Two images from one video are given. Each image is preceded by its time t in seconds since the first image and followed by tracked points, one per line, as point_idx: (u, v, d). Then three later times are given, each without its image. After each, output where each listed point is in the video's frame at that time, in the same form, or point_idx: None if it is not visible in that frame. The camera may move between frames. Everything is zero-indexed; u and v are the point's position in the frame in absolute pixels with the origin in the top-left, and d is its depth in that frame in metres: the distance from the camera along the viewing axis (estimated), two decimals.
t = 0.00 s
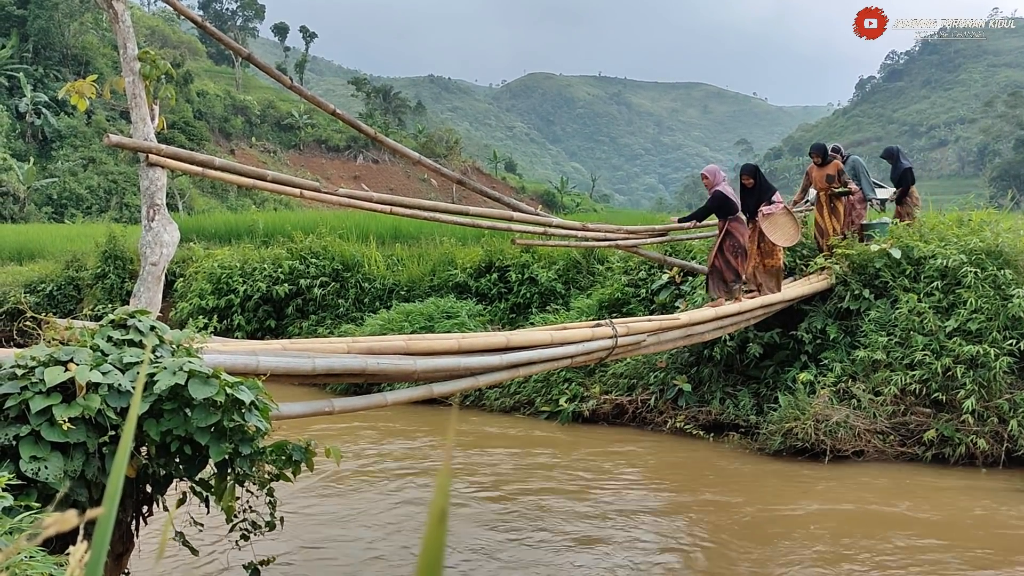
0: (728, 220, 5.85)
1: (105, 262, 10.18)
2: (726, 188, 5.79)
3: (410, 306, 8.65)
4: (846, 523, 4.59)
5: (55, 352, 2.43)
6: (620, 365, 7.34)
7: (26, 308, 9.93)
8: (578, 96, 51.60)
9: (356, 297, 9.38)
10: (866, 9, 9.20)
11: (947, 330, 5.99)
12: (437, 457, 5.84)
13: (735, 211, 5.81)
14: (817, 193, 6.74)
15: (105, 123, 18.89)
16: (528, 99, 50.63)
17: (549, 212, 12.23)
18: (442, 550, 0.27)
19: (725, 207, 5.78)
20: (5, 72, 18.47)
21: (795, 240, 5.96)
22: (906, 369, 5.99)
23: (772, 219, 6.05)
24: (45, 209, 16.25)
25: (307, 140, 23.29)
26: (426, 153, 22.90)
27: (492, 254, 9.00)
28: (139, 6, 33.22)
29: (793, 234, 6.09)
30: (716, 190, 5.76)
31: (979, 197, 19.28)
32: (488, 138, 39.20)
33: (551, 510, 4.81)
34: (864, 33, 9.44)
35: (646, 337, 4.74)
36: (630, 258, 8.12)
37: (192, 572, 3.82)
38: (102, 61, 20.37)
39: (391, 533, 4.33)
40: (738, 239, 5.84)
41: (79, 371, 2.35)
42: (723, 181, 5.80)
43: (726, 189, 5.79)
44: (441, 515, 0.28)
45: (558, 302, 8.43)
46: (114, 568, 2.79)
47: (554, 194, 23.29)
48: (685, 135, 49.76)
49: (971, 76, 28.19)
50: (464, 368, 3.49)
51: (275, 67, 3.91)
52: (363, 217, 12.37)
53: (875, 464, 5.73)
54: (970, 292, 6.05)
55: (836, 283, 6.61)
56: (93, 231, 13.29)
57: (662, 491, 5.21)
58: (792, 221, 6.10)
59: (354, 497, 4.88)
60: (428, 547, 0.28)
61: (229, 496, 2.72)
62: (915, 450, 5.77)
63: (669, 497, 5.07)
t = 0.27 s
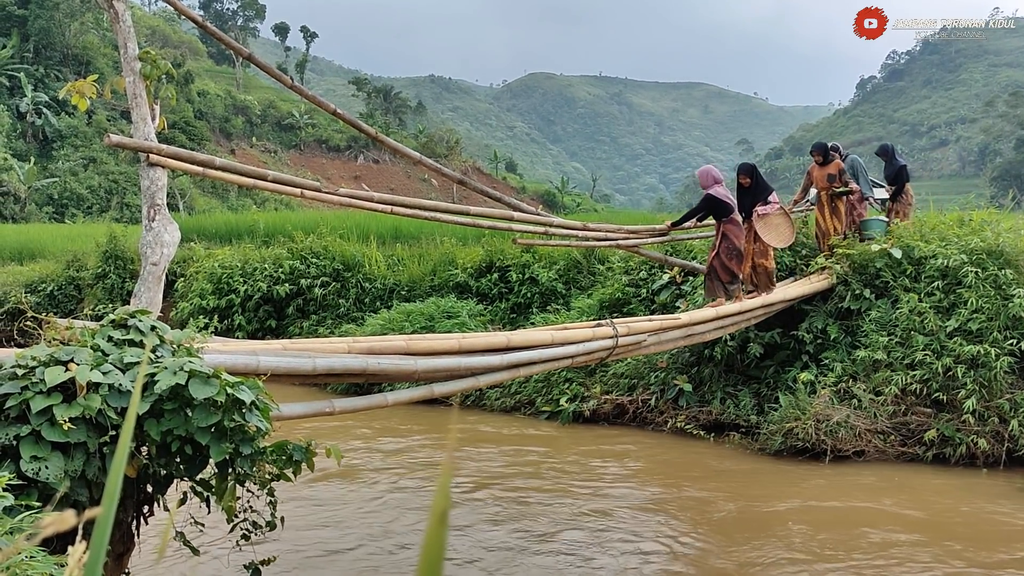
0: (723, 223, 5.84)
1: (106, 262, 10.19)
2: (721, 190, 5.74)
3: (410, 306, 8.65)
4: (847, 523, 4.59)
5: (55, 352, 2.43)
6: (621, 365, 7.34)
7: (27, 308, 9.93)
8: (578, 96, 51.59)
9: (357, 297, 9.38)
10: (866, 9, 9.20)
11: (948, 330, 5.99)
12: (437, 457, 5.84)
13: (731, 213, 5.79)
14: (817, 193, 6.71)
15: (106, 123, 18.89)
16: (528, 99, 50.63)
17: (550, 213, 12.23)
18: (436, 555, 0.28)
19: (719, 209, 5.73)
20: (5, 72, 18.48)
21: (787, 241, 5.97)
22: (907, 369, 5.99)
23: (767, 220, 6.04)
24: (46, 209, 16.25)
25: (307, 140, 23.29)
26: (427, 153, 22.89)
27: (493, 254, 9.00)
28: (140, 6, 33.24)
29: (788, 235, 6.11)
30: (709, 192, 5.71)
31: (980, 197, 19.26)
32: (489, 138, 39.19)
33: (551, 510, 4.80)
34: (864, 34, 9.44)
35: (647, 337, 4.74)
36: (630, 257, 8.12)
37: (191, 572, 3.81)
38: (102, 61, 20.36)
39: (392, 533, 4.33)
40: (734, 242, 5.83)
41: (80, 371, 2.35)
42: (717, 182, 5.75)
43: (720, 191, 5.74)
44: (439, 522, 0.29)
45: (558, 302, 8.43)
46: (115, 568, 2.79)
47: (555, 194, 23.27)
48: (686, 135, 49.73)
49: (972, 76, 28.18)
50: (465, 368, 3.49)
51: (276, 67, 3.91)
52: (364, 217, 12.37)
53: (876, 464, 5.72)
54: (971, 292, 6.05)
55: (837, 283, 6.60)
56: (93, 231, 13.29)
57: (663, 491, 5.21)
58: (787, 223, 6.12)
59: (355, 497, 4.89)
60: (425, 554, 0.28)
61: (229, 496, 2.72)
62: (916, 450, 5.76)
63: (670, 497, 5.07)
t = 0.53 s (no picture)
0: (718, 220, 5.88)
1: (107, 261, 10.18)
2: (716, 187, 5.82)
3: (410, 306, 8.65)
4: (848, 523, 4.59)
5: (56, 352, 2.43)
6: (622, 365, 7.34)
7: (28, 308, 9.93)
8: (579, 95, 51.57)
9: (357, 297, 9.38)
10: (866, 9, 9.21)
11: (949, 329, 5.99)
12: (437, 457, 5.84)
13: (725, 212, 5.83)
14: (818, 192, 6.69)
15: (106, 123, 18.88)
16: (529, 98, 50.62)
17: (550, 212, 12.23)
18: (435, 557, 0.28)
19: (713, 205, 5.79)
20: (6, 72, 18.48)
21: (787, 242, 5.93)
22: (908, 369, 5.99)
23: (765, 219, 6.01)
24: (47, 208, 16.26)
25: (308, 140, 23.29)
26: (427, 153, 22.90)
27: (494, 254, 8.99)
28: (141, 6, 33.22)
29: (786, 235, 6.09)
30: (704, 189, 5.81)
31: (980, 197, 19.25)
32: (490, 138, 39.17)
33: (551, 510, 4.80)
34: (864, 33, 9.45)
35: (647, 337, 4.73)
36: (631, 257, 8.12)
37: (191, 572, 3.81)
38: (103, 61, 20.36)
39: (391, 532, 4.34)
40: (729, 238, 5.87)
41: (80, 371, 2.35)
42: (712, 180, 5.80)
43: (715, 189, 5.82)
44: (439, 523, 0.29)
45: (559, 302, 8.43)
46: (115, 568, 2.79)
47: (555, 194, 23.26)
48: (686, 135, 49.72)
49: (973, 75, 28.18)
50: (464, 368, 3.49)
51: (276, 67, 3.91)
52: (364, 217, 12.36)
53: (876, 464, 5.72)
54: (971, 292, 6.05)
55: (837, 282, 6.59)
56: (94, 231, 13.29)
57: (663, 491, 5.21)
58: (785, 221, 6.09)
59: (355, 497, 4.90)
60: (428, 546, 0.28)
61: (230, 496, 2.72)
62: (916, 450, 5.76)
63: (669, 497, 5.07)
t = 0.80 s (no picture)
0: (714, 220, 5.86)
1: (107, 262, 10.18)
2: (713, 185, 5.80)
3: (410, 306, 8.65)
4: (848, 523, 4.58)
5: (56, 352, 2.43)
6: (622, 365, 7.34)
7: (27, 308, 9.94)
8: (579, 95, 51.58)
9: (357, 297, 9.37)
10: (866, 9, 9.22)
11: (949, 329, 5.99)
12: (437, 457, 5.84)
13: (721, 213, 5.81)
14: (818, 192, 6.67)
15: (106, 123, 18.89)
16: (528, 99, 50.63)
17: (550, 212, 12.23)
18: (438, 535, 0.26)
19: (710, 203, 5.78)
20: (6, 72, 18.49)
21: (784, 245, 5.99)
22: (908, 369, 5.99)
23: (765, 220, 6.03)
24: (47, 208, 16.27)
25: (308, 140, 23.30)
26: (427, 153, 22.91)
27: (494, 254, 9.00)
28: (141, 6, 33.22)
29: (784, 237, 6.13)
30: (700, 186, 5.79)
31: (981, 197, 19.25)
32: (490, 138, 39.18)
33: (550, 510, 4.80)
34: (864, 33, 9.45)
35: (647, 337, 4.73)
36: (631, 257, 8.12)
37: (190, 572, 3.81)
38: (103, 61, 20.37)
39: (392, 532, 4.33)
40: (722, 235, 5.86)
41: (80, 371, 2.35)
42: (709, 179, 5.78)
43: (712, 186, 5.80)
44: (440, 516, 0.27)
45: (559, 302, 8.42)
46: (115, 568, 2.79)
47: (555, 193, 23.27)
48: (687, 135, 49.73)
49: (973, 76, 28.20)
50: (465, 369, 3.49)
51: (276, 67, 3.91)
52: (364, 217, 12.37)
53: (876, 464, 5.72)
54: (971, 292, 6.05)
55: (837, 282, 6.59)
56: (94, 231, 13.29)
57: (664, 490, 5.21)
58: (782, 224, 6.10)
59: (356, 497, 4.90)
60: (428, 540, 0.26)
61: (230, 496, 2.71)
62: (916, 450, 5.76)
63: (669, 497, 5.06)
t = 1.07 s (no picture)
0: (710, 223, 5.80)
1: (107, 263, 10.19)
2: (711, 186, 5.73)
3: (411, 308, 8.65)
4: (849, 524, 4.59)
5: (56, 353, 2.44)
6: (622, 366, 7.33)
7: (28, 309, 9.94)
8: (579, 96, 51.59)
9: (358, 298, 9.38)
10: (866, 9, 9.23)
11: (949, 331, 5.99)
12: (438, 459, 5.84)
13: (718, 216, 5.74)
14: (817, 194, 6.67)
15: (107, 124, 18.90)
16: (529, 100, 50.66)
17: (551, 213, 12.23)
18: (436, 550, 0.26)
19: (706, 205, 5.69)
20: (6, 73, 18.51)
21: (786, 246, 6.01)
22: (908, 370, 5.99)
23: (765, 222, 6.04)
24: (47, 210, 16.28)
25: (308, 141, 23.32)
26: (427, 154, 22.92)
27: (494, 255, 9.01)
28: (141, 8, 33.24)
29: (784, 238, 6.15)
30: (698, 187, 5.73)
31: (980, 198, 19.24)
32: (490, 139, 39.20)
33: (551, 511, 4.80)
34: (864, 34, 9.45)
35: (647, 338, 4.73)
36: (631, 258, 8.12)
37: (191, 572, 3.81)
38: (103, 62, 20.38)
39: (392, 534, 4.34)
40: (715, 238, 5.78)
41: (80, 372, 2.35)
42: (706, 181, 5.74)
43: (709, 187, 5.73)
44: (438, 525, 0.27)
45: (559, 303, 8.42)
46: (116, 569, 2.79)
47: (555, 194, 23.28)
48: (687, 136, 49.75)
49: (973, 77, 28.21)
50: (465, 370, 3.50)
51: (276, 68, 3.91)
52: (365, 217, 12.38)
53: (876, 465, 5.71)
54: (972, 293, 6.05)
55: (838, 283, 6.59)
56: (94, 232, 13.30)
57: (664, 491, 5.21)
58: (782, 225, 6.12)
59: (356, 498, 4.90)
60: (426, 539, 0.27)
61: (230, 498, 2.71)
62: (917, 451, 5.75)
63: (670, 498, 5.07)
